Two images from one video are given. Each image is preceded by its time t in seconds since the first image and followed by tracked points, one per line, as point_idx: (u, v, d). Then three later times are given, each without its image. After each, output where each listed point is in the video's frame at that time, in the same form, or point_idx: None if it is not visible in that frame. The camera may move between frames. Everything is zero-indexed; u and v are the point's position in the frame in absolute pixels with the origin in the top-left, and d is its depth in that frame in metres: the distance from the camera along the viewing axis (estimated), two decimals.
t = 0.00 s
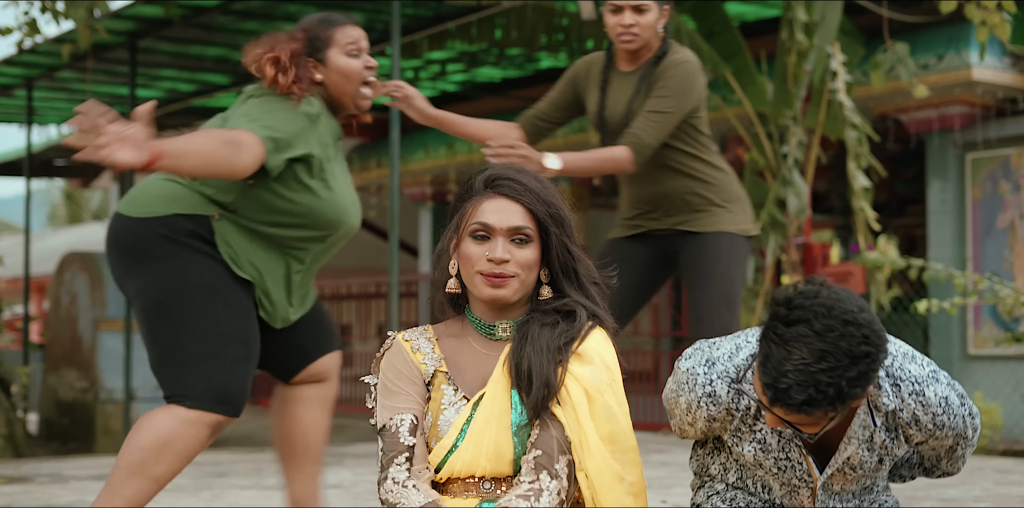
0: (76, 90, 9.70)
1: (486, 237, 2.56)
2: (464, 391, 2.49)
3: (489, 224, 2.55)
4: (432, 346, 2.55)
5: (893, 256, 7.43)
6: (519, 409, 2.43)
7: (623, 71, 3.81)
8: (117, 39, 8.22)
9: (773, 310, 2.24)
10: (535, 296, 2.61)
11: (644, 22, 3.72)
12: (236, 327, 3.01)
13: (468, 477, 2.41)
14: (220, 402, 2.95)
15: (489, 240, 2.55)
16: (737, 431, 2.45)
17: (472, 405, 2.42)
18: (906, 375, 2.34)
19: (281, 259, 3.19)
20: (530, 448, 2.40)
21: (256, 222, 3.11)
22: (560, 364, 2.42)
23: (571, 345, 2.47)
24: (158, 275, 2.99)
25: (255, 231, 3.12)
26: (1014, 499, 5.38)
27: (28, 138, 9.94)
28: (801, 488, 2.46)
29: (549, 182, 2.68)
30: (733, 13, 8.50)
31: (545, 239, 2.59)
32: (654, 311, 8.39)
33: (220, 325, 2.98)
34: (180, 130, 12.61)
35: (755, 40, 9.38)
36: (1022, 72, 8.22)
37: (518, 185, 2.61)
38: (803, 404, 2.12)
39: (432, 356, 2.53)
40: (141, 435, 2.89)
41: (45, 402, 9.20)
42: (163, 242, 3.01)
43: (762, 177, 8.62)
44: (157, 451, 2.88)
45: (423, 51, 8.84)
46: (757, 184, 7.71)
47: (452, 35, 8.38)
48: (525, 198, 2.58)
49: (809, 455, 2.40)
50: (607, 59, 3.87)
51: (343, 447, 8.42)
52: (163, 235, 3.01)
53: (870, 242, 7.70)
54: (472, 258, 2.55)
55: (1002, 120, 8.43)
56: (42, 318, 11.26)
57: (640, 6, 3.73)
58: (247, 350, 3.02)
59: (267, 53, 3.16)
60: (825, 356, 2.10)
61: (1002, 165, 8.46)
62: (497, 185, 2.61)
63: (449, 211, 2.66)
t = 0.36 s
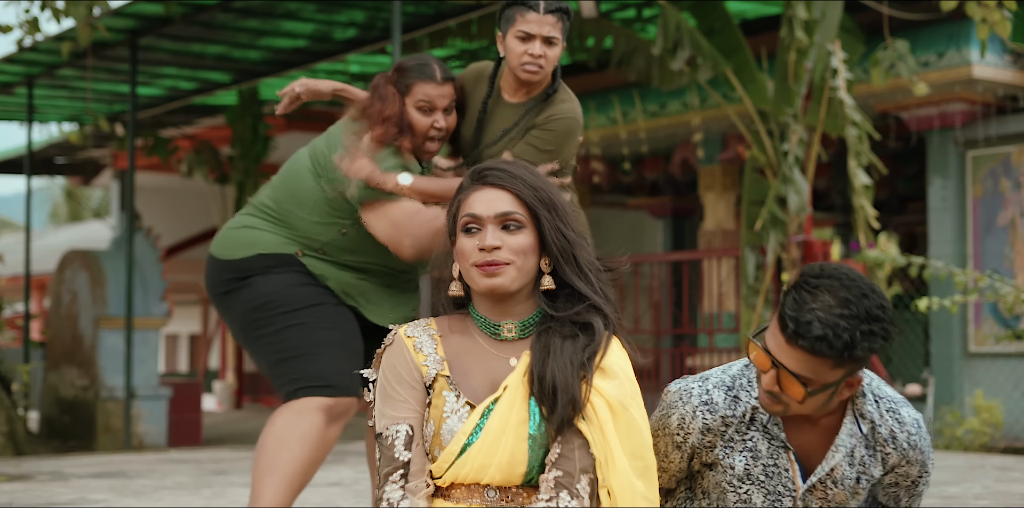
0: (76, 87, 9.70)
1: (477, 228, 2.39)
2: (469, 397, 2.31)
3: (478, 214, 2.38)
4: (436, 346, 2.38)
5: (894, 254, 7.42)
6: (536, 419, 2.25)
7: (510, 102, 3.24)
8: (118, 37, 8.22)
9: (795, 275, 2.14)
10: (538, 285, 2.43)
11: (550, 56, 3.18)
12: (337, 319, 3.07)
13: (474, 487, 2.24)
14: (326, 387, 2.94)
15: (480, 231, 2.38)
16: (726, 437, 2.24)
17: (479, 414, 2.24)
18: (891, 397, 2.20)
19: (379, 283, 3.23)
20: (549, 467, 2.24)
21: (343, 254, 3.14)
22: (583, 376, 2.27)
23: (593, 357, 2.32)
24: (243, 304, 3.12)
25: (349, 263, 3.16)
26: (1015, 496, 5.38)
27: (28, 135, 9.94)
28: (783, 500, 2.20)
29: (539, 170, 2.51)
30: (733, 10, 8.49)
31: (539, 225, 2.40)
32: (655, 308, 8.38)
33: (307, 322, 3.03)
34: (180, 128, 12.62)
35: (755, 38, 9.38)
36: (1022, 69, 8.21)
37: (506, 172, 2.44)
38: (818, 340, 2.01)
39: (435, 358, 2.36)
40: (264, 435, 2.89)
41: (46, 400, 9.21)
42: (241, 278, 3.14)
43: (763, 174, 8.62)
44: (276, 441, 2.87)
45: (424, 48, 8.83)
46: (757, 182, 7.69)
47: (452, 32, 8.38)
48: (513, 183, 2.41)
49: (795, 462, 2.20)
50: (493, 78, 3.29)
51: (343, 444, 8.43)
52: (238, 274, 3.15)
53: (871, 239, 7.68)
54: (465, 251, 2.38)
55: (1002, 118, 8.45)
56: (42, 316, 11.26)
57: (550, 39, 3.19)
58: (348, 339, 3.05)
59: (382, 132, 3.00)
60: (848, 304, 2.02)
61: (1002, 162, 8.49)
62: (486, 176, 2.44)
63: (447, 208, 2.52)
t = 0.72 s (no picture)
0: (77, 86, 9.70)
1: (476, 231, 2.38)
2: (482, 399, 2.28)
3: (475, 217, 2.36)
4: (446, 347, 2.35)
5: (895, 252, 7.43)
6: (554, 421, 2.26)
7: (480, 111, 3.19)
8: (118, 36, 8.23)
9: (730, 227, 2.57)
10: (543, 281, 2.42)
11: (519, 68, 3.15)
12: (358, 328, 3.08)
13: (484, 487, 2.23)
14: (346, 400, 3.01)
15: (478, 233, 2.37)
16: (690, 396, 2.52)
17: (494, 415, 2.22)
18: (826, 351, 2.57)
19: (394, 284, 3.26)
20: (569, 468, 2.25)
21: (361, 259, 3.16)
22: (609, 384, 2.28)
23: (617, 367, 2.32)
24: (274, 301, 3.13)
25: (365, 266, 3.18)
26: (1016, 495, 5.38)
27: (29, 135, 9.94)
28: (749, 452, 2.46)
29: (534, 166, 2.49)
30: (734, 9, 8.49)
31: (536, 223, 2.38)
32: (655, 307, 8.35)
33: (340, 331, 3.06)
34: (181, 127, 12.62)
35: (756, 36, 9.37)
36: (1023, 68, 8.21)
37: (499, 173, 2.42)
38: (768, 249, 2.43)
39: (445, 359, 2.33)
40: (285, 441, 3.07)
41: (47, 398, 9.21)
42: (271, 275, 3.14)
43: (764, 173, 8.62)
44: (293, 450, 3.05)
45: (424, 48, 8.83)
46: (757, 180, 7.70)
47: (453, 32, 8.37)
48: (508, 182, 2.40)
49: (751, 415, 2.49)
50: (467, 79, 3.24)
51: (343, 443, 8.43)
52: (266, 270, 3.15)
53: (872, 238, 7.69)
54: (467, 256, 2.37)
55: (1003, 116, 8.46)
56: (43, 315, 11.26)
57: (519, 50, 3.16)
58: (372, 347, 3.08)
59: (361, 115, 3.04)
60: (783, 224, 2.48)
61: (1003, 161, 8.48)
62: (481, 177, 2.43)
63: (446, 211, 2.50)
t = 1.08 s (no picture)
0: (78, 86, 9.70)
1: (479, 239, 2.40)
2: (498, 393, 2.33)
3: (477, 226, 2.38)
4: (462, 340, 2.39)
5: (895, 252, 7.42)
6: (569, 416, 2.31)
7: (513, 124, 3.30)
8: (119, 36, 8.24)
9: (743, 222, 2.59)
10: (547, 284, 2.46)
11: (553, 83, 3.21)
12: (334, 321, 3.27)
13: (495, 480, 2.27)
14: (323, 393, 3.22)
15: (481, 242, 2.39)
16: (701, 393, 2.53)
17: (515, 406, 2.26)
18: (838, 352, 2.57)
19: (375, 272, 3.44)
20: (581, 458, 2.31)
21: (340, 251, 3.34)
22: (625, 387, 2.35)
23: (631, 370, 2.40)
24: (252, 293, 3.33)
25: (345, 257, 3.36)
26: (1016, 495, 5.38)
27: (30, 134, 9.95)
28: (757, 452, 2.47)
29: (534, 170, 2.50)
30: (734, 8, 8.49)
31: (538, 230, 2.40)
32: (656, 307, 8.33)
33: (317, 322, 3.26)
34: (182, 126, 12.62)
35: (756, 37, 9.36)
36: None
37: (501, 180, 2.43)
38: (784, 237, 2.45)
39: (463, 352, 2.37)
40: (273, 440, 3.26)
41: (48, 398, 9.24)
42: (249, 266, 3.34)
43: (765, 173, 8.63)
44: (283, 449, 3.24)
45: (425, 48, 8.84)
46: (758, 180, 7.72)
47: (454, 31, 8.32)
48: (509, 190, 2.41)
49: (760, 414, 2.50)
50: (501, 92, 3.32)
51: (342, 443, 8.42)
52: (244, 262, 3.35)
53: (872, 238, 7.70)
54: (470, 263, 2.40)
55: (1004, 117, 8.46)
56: (44, 315, 11.26)
57: (551, 65, 3.19)
58: (347, 338, 3.28)
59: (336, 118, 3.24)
60: (799, 217, 2.50)
61: (1003, 161, 8.48)
62: (481, 184, 2.43)
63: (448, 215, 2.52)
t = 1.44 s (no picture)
0: (78, 88, 9.71)
1: (499, 243, 2.41)
2: (509, 389, 2.36)
3: (500, 231, 2.40)
4: (470, 339, 2.41)
5: (895, 254, 7.40)
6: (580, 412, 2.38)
7: (525, 127, 3.27)
8: (119, 37, 8.24)
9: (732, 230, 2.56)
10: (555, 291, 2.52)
11: (563, 83, 3.16)
12: (340, 324, 3.30)
13: (509, 474, 2.30)
14: (327, 394, 3.24)
15: (503, 246, 2.40)
16: (690, 400, 2.55)
17: (527, 402, 2.31)
18: (835, 362, 2.52)
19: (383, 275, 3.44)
20: (593, 451, 2.35)
21: (348, 256, 3.37)
22: (635, 378, 2.41)
23: (638, 361, 2.46)
24: (261, 297, 3.37)
25: (352, 262, 3.38)
26: (1016, 496, 5.37)
27: (30, 135, 9.95)
28: (743, 462, 2.48)
29: (548, 176, 2.53)
30: (734, 10, 8.50)
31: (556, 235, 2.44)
32: (656, 309, 8.31)
33: (320, 325, 3.29)
34: (182, 128, 12.62)
35: (757, 38, 9.37)
36: None
37: (521, 186, 2.45)
38: (759, 247, 2.42)
39: (471, 350, 2.39)
40: (276, 441, 3.29)
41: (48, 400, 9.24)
42: (260, 271, 3.38)
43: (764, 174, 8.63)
44: (285, 450, 3.27)
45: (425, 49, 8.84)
46: (758, 182, 7.71)
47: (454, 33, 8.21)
48: (532, 197, 2.43)
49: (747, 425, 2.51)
50: (511, 93, 3.26)
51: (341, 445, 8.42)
52: (254, 267, 3.39)
53: (872, 239, 7.71)
54: (488, 266, 2.41)
55: (1003, 119, 8.46)
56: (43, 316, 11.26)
57: (561, 64, 3.14)
58: (352, 340, 3.30)
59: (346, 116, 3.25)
60: (782, 225, 2.46)
61: (1004, 163, 8.48)
62: (501, 190, 2.44)
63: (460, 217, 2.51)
